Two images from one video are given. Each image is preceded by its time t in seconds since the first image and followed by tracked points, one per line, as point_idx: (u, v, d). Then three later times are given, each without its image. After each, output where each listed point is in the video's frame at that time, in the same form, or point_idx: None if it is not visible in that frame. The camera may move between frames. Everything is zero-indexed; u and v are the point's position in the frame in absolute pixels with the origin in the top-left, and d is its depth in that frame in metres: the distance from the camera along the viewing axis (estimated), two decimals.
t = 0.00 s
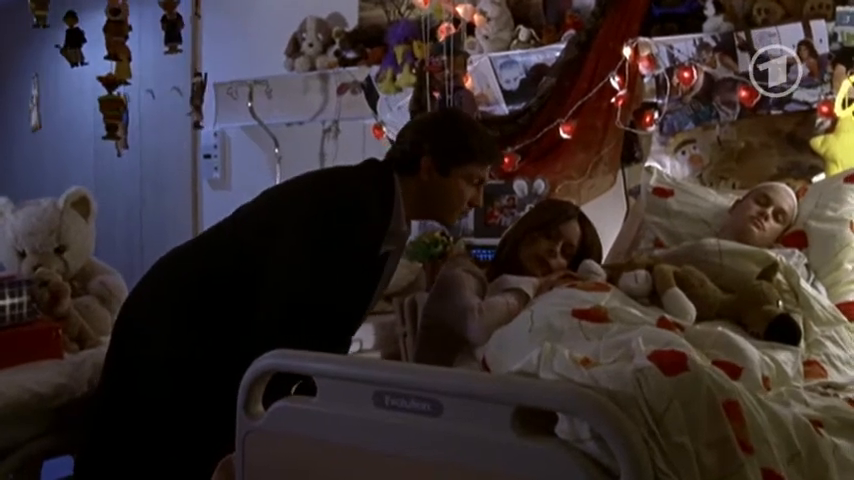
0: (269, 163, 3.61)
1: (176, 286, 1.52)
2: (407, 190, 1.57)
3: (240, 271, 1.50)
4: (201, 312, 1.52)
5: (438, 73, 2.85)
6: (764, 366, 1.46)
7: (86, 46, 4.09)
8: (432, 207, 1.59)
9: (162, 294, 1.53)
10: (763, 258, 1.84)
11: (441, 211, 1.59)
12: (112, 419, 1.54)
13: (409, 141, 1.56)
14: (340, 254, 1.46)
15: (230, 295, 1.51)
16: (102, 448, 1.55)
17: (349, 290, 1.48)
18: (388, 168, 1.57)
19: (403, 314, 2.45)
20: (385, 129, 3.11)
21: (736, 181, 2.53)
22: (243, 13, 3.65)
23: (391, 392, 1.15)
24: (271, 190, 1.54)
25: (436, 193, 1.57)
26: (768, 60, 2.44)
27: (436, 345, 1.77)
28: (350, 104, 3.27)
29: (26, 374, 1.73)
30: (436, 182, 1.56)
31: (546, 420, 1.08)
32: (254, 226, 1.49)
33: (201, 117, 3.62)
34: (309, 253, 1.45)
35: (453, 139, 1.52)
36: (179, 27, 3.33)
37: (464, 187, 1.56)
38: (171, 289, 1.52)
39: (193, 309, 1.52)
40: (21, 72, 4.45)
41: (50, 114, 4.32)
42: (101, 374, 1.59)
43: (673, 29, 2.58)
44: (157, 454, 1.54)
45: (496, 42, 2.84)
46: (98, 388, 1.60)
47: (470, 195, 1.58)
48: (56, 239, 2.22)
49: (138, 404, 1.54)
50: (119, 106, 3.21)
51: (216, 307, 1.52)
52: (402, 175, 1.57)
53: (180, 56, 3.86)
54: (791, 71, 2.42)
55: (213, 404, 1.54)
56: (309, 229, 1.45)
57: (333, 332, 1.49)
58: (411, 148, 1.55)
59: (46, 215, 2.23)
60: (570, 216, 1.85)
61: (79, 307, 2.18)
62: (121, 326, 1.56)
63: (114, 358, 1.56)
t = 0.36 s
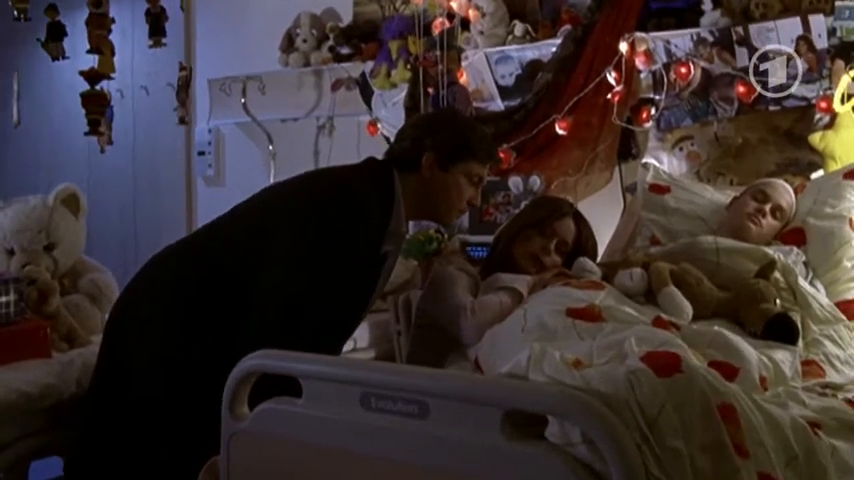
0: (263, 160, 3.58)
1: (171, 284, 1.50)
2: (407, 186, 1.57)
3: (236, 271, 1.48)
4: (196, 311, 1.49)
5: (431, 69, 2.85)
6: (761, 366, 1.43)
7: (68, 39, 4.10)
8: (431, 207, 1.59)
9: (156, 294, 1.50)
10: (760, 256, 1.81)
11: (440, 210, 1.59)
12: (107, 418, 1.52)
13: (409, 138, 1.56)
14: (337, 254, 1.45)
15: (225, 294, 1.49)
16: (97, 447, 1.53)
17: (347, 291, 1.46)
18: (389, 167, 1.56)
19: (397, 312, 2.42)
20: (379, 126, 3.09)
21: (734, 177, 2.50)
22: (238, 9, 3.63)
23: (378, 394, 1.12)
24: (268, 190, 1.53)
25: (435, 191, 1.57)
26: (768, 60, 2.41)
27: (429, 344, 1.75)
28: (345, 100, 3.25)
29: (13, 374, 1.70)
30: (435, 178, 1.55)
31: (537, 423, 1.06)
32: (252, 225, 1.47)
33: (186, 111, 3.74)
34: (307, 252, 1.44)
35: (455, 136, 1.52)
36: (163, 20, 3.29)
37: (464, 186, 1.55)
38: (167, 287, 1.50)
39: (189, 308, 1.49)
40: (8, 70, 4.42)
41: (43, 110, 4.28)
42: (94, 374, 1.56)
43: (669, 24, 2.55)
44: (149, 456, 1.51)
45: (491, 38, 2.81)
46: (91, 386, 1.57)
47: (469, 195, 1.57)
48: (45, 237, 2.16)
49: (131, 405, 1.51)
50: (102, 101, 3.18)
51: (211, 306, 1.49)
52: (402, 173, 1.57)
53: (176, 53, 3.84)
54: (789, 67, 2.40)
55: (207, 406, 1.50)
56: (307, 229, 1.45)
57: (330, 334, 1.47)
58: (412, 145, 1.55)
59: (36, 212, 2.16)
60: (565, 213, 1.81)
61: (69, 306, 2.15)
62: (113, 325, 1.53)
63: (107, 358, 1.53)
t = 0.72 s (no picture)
0: (258, 157, 3.54)
1: (164, 281, 1.45)
2: (403, 186, 1.54)
3: (233, 268, 1.44)
4: (191, 309, 1.45)
5: (426, 65, 2.81)
6: (759, 367, 1.40)
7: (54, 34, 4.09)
8: (427, 208, 1.55)
9: (150, 291, 1.45)
10: (759, 254, 1.78)
11: (436, 213, 1.55)
12: (96, 417, 1.48)
13: (405, 135, 1.53)
14: (335, 255, 1.45)
15: (222, 292, 1.45)
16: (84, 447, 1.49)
17: (344, 291, 1.47)
18: (384, 166, 1.53)
19: (390, 310, 2.38)
20: (374, 123, 3.04)
21: (733, 175, 2.47)
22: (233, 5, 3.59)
23: (363, 397, 1.09)
24: (261, 188, 1.50)
25: (432, 192, 1.53)
26: (769, 59, 2.38)
27: (423, 344, 1.72)
28: (340, 96, 3.19)
29: None
30: (432, 177, 1.51)
31: (526, 429, 1.02)
32: (249, 222, 1.45)
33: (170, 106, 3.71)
34: (302, 252, 1.44)
35: (452, 133, 1.48)
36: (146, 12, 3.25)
37: (462, 185, 1.51)
38: (159, 284, 1.45)
39: (183, 306, 1.45)
40: None
41: (35, 106, 4.23)
42: (83, 374, 1.52)
43: (668, 20, 2.52)
44: (143, 456, 1.47)
45: (487, 34, 2.78)
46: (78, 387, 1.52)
47: (467, 194, 1.53)
48: (33, 235, 2.11)
49: (121, 404, 1.46)
50: (82, 96, 3.15)
51: (206, 304, 1.45)
52: (398, 172, 1.53)
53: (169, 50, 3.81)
54: (788, 62, 2.36)
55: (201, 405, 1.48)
56: (303, 229, 1.45)
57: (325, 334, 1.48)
58: (408, 142, 1.51)
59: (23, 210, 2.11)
60: (560, 210, 1.78)
61: (56, 305, 2.10)
62: (103, 323, 1.48)
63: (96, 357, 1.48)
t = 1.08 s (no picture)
0: (252, 154, 3.50)
1: (154, 277, 1.44)
2: (401, 185, 1.54)
3: (226, 267, 1.42)
4: (183, 306, 1.44)
5: (417, 57, 2.78)
6: (756, 367, 1.36)
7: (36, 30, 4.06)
8: (425, 207, 1.56)
9: (141, 287, 1.44)
10: (757, 251, 1.74)
11: (435, 211, 1.56)
12: (87, 413, 1.46)
13: (403, 134, 1.53)
14: (329, 254, 1.44)
15: (214, 290, 1.43)
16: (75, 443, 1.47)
17: (338, 291, 1.46)
18: (382, 164, 1.53)
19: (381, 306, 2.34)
20: (369, 118, 3.03)
21: (731, 170, 2.43)
22: None
23: (345, 400, 1.05)
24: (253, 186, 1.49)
25: (430, 190, 1.54)
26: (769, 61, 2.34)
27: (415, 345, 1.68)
28: (334, 90, 3.17)
29: None
30: (431, 176, 1.52)
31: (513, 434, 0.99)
32: (242, 219, 1.44)
33: (146, 100, 3.71)
34: (297, 250, 1.43)
35: (451, 133, 1.49)
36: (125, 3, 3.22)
37: (460, 183, 1.52)
38: (150, 280, 1.44)
39: (175, 303, 1.44)
40: None
41: (29, 102, 4.19)
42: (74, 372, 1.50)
43: (665, 12, 2.47)
44: (133, 455, 1.46)
45: (482, 27, 2.74)
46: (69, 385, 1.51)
47: (466, 192, 1.54)
48: (20, 231, 2.05)
49: (111, 402, 1.44)
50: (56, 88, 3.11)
51: (198, 301, 1.43)
52: (396, 170, 1.54)
53: (161, 44, 3.77)
54: (787, 56, 2.32)
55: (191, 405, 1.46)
56: (297, 227, 1.44)
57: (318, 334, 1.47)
58: (407, 140, 1.52)
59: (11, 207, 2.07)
60: (554, 206, 1.73)
61: (43, 303, 2.07)
62: (93, 320, 1.46)
63: (87, 354, 1.47)
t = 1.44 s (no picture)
0: (245, 149, 3.46)
1: (151, 274, 1.42)
2: (409, 186, 1.57)
3: (226, 266, 1.42)
4: (180, 304, 1.42)
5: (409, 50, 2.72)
6: (754, 368, 1.33)
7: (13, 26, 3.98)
8: (433, 207, 1.59)
9: (138, 284, 1.42)
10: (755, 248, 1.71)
11: (443, 212, 1.59)
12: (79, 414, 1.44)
13: (408, 135, 1.56)
14: (330, 253, 1.47)
15: (212, 288, 1.43)
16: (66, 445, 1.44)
17: (336, 290, 1.48)
18: (389, 166, 1.56)
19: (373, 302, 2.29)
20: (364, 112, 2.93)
21: (729, 165, 2.40)
22: None
23: (327, 403, 1.02)
24: (249, 184, 1.50)
25: (437, 193, 1.57)
26: (769, 60, 2.31)
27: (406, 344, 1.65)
28: (328, 85, 3.11)
29: None
30: (437, 179, 1.55)
31: (500, 439, 0.95)
32: (242, 217, 1.44)
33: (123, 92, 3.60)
34: (299, 250, 1.45)
35: (458, 137, 1.51)
36: None
37: (468, 186, 1.55)
38: (147, 277, 1.42)
39: (171, 301, 1.42)
40: None
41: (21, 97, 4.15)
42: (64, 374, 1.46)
43: (662, 6, 2.45)
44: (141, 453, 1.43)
45: (477, 21, 2.70)
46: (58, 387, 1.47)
47: (474, 194, 1.57)
48: (7, 227, 1.99)
49: (106, 401, 1.42)
50: (33, 81, 3.05)
51: (198, 298, 1.42)
52: (404, 172, 1.57)
53: (155, 38, 3.72)
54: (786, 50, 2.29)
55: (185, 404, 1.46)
56: (298, 227, 1.46)
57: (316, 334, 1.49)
58: (413, 143, 1.55)
59: None
60: (548, 202, 1.70)
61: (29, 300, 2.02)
62: (84, 319, 1.43)
63: (78, 351, 1.44)
